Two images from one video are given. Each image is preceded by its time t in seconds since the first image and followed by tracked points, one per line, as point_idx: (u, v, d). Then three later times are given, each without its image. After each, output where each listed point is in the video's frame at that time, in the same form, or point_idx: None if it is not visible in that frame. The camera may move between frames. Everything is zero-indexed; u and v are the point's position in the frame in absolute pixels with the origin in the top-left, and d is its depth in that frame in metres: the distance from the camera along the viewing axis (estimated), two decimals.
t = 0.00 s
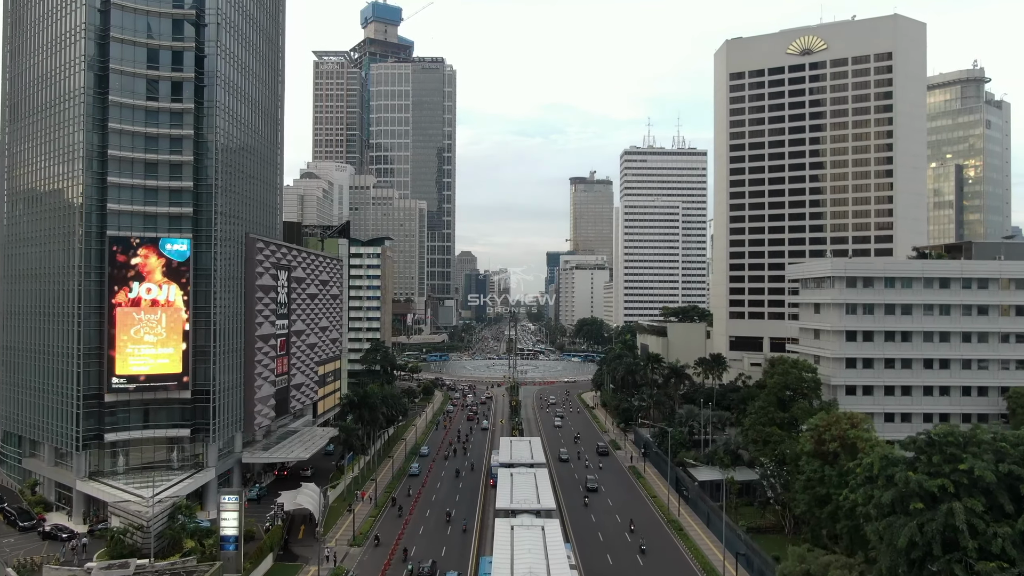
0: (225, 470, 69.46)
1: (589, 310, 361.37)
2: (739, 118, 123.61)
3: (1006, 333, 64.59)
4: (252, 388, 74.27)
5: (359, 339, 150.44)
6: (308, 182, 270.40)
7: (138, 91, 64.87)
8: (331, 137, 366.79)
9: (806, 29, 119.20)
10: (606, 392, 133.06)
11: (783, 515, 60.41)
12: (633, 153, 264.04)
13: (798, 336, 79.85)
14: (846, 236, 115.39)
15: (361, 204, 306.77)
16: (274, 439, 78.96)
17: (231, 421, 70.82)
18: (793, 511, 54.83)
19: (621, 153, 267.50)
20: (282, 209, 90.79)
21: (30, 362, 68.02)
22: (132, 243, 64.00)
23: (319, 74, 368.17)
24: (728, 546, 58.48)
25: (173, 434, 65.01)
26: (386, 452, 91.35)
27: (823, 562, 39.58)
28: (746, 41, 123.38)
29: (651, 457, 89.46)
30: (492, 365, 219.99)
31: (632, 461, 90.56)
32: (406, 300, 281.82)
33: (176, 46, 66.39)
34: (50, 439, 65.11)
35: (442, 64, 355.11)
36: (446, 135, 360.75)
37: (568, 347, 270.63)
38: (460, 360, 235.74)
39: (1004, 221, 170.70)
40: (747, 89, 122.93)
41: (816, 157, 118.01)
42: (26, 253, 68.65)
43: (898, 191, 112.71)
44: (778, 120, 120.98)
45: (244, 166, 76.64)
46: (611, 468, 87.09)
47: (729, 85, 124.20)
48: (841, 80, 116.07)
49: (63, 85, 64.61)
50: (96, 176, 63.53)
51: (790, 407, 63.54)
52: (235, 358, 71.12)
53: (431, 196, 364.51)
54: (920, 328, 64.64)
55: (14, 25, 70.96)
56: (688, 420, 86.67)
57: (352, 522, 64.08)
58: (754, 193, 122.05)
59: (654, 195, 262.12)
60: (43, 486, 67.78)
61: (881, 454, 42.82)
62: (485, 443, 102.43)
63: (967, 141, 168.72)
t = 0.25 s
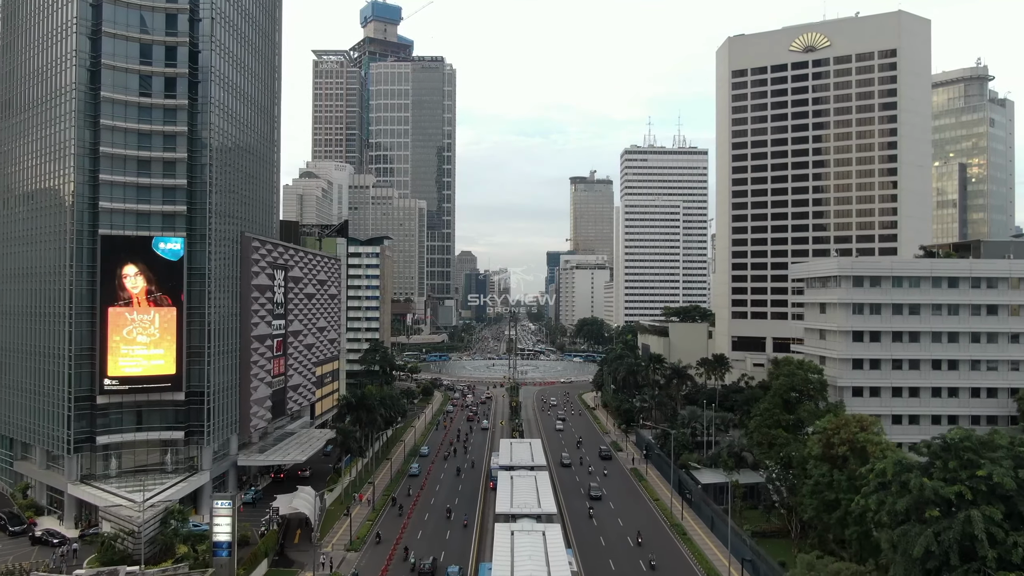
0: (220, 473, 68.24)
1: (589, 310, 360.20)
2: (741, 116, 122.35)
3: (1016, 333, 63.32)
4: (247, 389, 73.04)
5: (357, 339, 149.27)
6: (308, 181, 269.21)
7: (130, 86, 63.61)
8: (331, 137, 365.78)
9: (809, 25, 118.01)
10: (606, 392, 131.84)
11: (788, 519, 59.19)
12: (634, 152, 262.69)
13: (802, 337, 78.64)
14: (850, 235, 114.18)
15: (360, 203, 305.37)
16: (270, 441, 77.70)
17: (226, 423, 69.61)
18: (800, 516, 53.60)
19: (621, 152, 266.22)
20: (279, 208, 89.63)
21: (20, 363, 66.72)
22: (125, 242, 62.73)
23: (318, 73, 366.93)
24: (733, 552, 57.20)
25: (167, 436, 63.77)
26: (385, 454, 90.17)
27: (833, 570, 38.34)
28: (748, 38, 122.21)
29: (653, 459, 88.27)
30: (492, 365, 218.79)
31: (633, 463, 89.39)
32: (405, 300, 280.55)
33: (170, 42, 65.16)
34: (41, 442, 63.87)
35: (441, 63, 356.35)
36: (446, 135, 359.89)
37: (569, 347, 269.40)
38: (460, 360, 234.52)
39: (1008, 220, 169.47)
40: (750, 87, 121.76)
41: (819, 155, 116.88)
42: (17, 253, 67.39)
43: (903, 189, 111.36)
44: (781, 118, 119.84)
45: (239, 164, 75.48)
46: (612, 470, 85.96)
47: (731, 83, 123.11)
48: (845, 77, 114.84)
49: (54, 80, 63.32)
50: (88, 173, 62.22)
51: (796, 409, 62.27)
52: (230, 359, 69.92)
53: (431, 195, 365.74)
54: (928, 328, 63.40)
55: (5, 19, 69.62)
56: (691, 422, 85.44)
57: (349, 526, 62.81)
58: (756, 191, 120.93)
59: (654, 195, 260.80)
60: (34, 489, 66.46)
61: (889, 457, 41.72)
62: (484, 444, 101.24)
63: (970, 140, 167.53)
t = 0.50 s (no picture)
0: (215, 476, 67.05)
1: (590, 310, 358.97)
2: (744, 114, 121.06)
3: None
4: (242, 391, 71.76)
5: (356, 339, 147.98)
6: (307, 181, 267.80)
7: (123, 82, 62.39)
8: (331, 136, 364.56)
9: (812, 22, 116.86)
10: (608, 393, 130.60)
11: (794, 523, 58.00)
12: (634, 151, 261.25)
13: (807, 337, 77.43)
14: (854, 234, 112.98)
15: (360, 203, 303.98)
16: (266, 444, 76.50)
17: (222, 425, 68.44)
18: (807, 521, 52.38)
19: (622, 151, 264.82)
20: (276, 207, 88.47)
21: (11, 364, 65.46)
22: (117, 241, 61.52)
23: (318, 73, 365.67)
24: (738, 558, 55.99)
25: (161, 439, 62.61)
26: (383, 456, 88.99)
27: None
28: (751, 35, 121.01)
29: (655, 461, 87.07)
30: (492, 365, 217.52)
31: (635, 465, 88.20)
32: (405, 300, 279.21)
33: (164, 37, 63.90)
34: (33, 445, 62.63)
35: (441, 62, 354.80)
36: (446, 134, 358.46)
37: (569, 347, 268.11)
38: (460, 360, 233.30)
39: (1012, 219, 168.21)
40: (753, 84, 120.51)
41: (823, 154, 115.71)
42: (7, 252, 66.13)
43: (908, 187, 110.05)
44: (783, 116, 118.78)
45: (235, 162, 74.36)
46: (614, 472, 84.87)
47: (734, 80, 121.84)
48: (849, 74, 113.63)
49: (46, 76, 62.01)
50: (79, 170, 60.92)
51: (801, 411, 61.02)
52: (226, 360, 68.74)
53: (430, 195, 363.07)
54: (937, 328, 62.15)
55: None
56: (694, 423, 84.16)
57: (346, 530, 61.57)
58: (758, 190, 119.73)
59: (655, 194, 259.40)
60: (26, 493, 65.27)
61: (902, 461, 40.41)
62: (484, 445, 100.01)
63: (973, 138, 166.34)
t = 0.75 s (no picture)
0: (210, 479, 65.79)
1: (590, 310, 357.75)
2: (746, 112, 119.77)
3: None
4: (238, 392, 70.55)
5: (355, 339, 146.76)
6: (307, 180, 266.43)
7: (115, 78, 61.12)
8: (330, 136, 363.39)
9: (816, 19, 115.64)
10: (609, 394, 129.36)
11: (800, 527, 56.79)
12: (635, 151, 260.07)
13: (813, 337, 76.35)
14: (858, 233, 111.66)
15: (359, 202, 302.80)
16: (263, 446, 75.26)
17: (217, 428, 67.20)
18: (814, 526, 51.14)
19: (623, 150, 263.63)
20: (272, 205, 87.30)
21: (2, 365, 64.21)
22: (110, 240, 60.28)
23: (317, 72, 364.55)
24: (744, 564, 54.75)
25: (154, 442, 61.33)
26: (381, 458, 87.80)
27: None
28: (753, 32, 119.76)
29: (657, 463, 85.86)
30: (492, 365, 216.31)
31: (637, 467, 87.03)
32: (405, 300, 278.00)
33: (157, 32, 62.62)
34: (23, 447, 61.40)
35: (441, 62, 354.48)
36: (446, 133, 357.33)
37: (569, 347, 267.01)
38: (460, 360, 232.06)
39: (1016, 218, 166.82)
40: (755, 82, 119.32)
41: (826, 152, 114.47)
42: None
43: (912, 186, 108.64)
44: (786, 114, 117.68)
45: (230, 160, 73.14)
46: (615, 475, 83.74)
47: (736, 78, 120.57)
48: (853, 71, 112.50)
49: (37, 71, 60.72)
50: (71, 167, 59.65)
51: (808, 413, 59.76)
52: (221, 361, 67.53)
53: (430, 194, 362.26)
54: (946, 328, 60.92)
55: None
56: (697, 425, 82.97)
57: (342, 535, 60.31)
58: (761, 188, 118.50)
59: (656, 193, 258.12)
60: (17, 496, 64.04)
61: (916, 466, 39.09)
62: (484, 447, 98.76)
63: (977, 137, 165.17)
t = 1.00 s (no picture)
0: (205, 482, 64.56)
1: (591, 310, 356.55)
2: (749, 110, 118.51)
3: None
4: (234, 394, 69.34)
5: (354, 339, 145.59)
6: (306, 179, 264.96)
7: (107, 73, 59.91)
8: (330, 135, 362.10)
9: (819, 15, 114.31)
10: (610, 394, 128.14)
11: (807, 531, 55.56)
12: (635, 150, 258.82)
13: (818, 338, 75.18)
14: (862, 232, 110.45)
15: (359, 202, 301.59)
16: (259, 449, 74.05)
17: (212, 430, 65.99)
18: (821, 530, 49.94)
19: (623, 149, 262.37)
20: (269, 204, 85.99)
21: None
22: (101, 239, 59.15)
23: (316, 71, 363.32)
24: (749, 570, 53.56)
25: (147, 444, 60.10)
26: (380, 460, 86.66)
27: None
28: (755, 29, 118.47)
29: (659, 466, 84.68)
30: (492, 365, 215.10)
31: (639, 469, 85.91)
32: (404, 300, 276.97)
33: (150, 26, 61.34)
34: (14, 450, 60.33)
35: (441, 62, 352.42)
36: (446, 133, 356.04)
37: (570, 347, 265.94)
38: (460, 360, 230.79)
39: (1020, 217, 165.64)
40: (758, 79, 118.02)
41: (830, 150, 113.27)
42: None
43: (917, 184, 107.34)
44: (789, 111, 116.41)
45: (225, 157, 71.86)
46: (617, 477, 82.59)
47: (739, 75, 119.30)
48: (857, 68, 111.27)
49: (28, 66, 59.59)
50: (62, 165, 58.53)
51: (814, 415, 58.52)
52: (216, 362, 66.28)
53: (430, 194, 360.76)
54: (955, 328, 59.67)
55: None
56: (700, 426, 81.75)
57: (339, 539, 59.07)
58: (764, 187, 117.24)
59: (657, 192, 256.83)
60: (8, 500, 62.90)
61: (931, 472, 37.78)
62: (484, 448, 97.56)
63: (981, 135, 163.96)
